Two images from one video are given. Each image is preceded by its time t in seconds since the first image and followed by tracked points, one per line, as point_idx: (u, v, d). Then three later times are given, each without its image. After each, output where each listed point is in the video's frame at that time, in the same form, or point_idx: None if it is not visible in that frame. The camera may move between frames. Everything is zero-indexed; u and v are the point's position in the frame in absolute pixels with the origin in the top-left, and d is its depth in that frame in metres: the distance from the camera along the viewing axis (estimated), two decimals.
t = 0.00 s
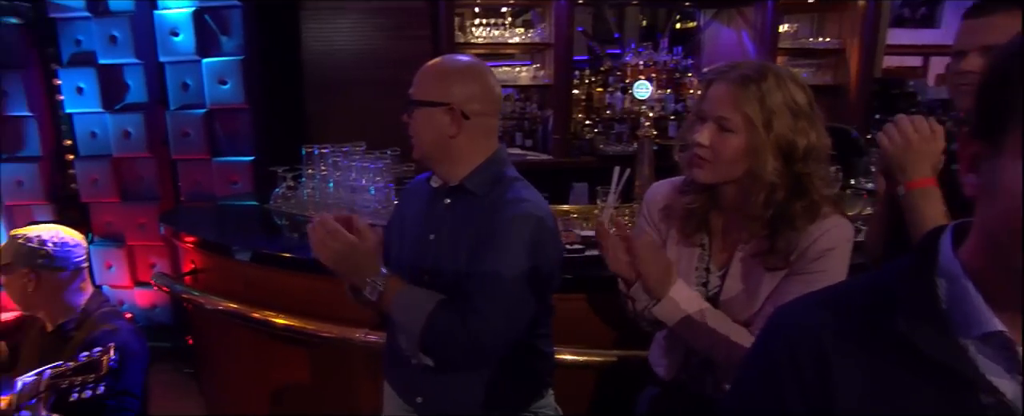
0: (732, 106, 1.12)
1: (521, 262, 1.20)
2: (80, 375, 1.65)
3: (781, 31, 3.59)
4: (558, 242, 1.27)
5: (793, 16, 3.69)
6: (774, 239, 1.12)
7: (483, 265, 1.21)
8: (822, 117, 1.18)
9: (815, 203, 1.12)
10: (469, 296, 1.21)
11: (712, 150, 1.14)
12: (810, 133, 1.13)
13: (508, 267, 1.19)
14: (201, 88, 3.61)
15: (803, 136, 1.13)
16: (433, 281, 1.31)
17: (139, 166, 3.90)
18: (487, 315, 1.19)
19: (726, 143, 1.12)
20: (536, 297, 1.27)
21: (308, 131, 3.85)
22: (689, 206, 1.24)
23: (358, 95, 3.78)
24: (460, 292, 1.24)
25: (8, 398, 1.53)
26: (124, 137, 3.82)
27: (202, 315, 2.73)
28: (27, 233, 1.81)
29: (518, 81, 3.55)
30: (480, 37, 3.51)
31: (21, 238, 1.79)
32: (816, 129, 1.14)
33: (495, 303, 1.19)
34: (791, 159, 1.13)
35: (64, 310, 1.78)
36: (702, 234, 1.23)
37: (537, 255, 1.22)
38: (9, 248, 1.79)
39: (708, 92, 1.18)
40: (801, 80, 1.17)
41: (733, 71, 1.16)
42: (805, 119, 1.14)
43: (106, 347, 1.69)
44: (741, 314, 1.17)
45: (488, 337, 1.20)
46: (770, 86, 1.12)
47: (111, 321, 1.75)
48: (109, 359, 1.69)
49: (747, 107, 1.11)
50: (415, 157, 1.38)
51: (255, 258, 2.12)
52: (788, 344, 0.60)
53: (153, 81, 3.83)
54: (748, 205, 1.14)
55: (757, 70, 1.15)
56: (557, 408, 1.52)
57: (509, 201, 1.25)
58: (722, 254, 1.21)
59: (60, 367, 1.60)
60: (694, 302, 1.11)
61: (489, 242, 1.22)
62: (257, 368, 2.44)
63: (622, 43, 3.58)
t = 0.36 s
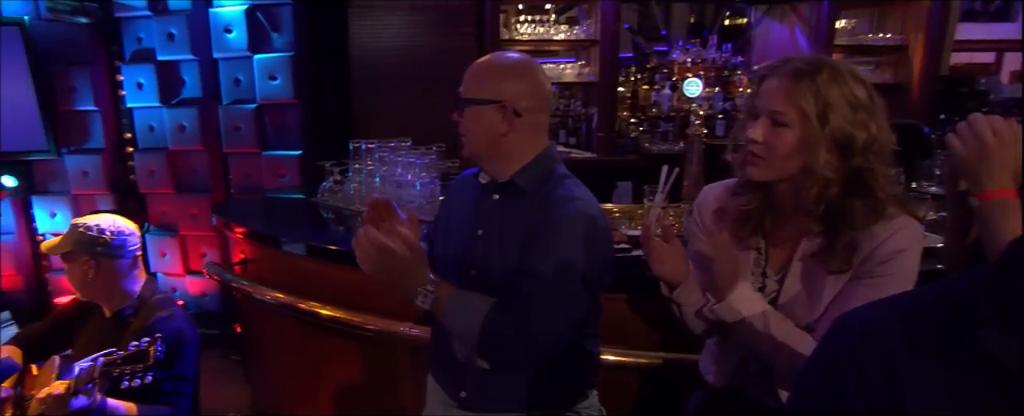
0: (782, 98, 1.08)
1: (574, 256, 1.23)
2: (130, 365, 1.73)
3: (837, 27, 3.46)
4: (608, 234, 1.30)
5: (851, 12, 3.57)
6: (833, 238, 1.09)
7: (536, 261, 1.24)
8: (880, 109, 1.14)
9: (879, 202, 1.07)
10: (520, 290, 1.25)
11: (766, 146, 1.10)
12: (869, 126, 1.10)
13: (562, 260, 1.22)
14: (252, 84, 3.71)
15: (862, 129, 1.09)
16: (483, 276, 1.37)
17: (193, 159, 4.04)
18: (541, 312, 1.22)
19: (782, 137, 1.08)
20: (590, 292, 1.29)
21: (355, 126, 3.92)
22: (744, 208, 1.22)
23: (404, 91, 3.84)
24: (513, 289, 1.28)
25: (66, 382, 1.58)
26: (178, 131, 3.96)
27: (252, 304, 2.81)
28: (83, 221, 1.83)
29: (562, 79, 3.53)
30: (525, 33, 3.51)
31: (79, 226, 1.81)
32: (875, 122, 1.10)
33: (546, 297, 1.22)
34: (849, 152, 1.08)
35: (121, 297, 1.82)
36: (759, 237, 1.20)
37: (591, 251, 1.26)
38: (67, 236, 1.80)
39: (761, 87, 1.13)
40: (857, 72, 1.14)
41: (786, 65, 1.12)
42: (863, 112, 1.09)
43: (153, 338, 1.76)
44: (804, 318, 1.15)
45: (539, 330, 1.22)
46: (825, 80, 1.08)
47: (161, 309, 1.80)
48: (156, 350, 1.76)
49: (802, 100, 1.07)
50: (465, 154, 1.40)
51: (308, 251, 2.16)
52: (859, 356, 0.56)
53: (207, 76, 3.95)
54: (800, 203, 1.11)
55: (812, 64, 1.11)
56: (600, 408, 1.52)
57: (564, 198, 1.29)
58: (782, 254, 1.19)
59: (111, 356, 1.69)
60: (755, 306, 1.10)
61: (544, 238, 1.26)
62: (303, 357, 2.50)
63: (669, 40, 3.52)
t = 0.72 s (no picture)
0: (851, 102, 1.06)
1: (621, 256, 1.21)
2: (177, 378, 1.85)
3: (896, 22, 3.32)
4: (655, 232, 1.29)
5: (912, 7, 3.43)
6: (899, 247, 1.07)
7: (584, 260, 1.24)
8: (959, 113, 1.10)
9: (955, 210, 1.05)
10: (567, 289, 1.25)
11: (830, 149, 1.07)
12: (946, 129, 1.06)
13: (609, 258, 1.21)
14: (298, 79, 3.80)
15: (939, 132, 1.05)
16: (527, 273, 1.38)
17: (240, 153, 4.15)
18: (588, 312, 1.21)
19: (846, 144, 1.05)
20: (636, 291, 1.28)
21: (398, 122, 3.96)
22: (799, 213, 1.20)
23: (446, 87, 3.84)
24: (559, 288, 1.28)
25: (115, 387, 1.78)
26: (227, 125, 4.06)
27: (296, 295, 2.87)
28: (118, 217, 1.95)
29: (605, 76, 3.49)
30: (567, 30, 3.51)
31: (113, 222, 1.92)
32: (953, 126, 1.07)
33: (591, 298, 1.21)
34: (923, 157, 1.06)
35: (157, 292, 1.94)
36: (817, 243, 1.19)
37: (640, 250, 1.25)
38: (102, 232, 1.92)
39: (825, 89, 1.12)
40: (934, 72, 1.10)
41: (854, 65, 1.10)
42: (939, 114, 1.06)
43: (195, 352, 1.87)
44: (862, 328, 1.14)
45: (585, 331, 1.22)
46: (897, 80, 1.05)
47: (200, 306, 1.96)
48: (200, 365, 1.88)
49: (873, 101, 1.04)
50: (512, 146, 1.42)
51: (352, 245, 2.18)
52: (930, 355, 0.54)
53: (254, 72, 4.05)
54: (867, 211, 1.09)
55: (882, 63, 1.08)
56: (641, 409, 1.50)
57: (612, 194, 1.29)
58: (841, 261, 1.18)
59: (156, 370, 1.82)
60: (816, 309, 1.09)
61: (588, 237, 1.25)
62: (345, 348, 2.54)
63: (715, 37, 3.46)
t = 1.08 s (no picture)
0: (945, 94, 0.88)
1: (662, 255, 1.20)
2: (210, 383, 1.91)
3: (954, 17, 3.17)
4: (697, 231, 1.27)
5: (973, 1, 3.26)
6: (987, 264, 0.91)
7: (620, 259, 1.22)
8: None
9: None
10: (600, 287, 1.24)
11: (918, 148, 0.86)
12: None
13: (651, 257, 1.19)
14: (337, 75, 3.86)
15: None
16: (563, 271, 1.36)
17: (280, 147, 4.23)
18: (629, 312, 1.20)
19: (941, 140, 0.85)
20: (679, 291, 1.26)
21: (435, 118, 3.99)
22: (857, 217, 1.12)
23: (483, 82, 3.84)
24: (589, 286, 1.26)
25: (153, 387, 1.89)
26: (268, 119, 4.14)
27: (333, 287, 2.92)
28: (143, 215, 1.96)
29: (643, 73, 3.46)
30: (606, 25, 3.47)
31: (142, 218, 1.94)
32: None
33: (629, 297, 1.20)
34: None
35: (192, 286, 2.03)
36: (877, 246, 1.13)
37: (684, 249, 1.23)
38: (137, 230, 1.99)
39: (904, 83, 0.95)
40: None
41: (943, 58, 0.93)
42: None
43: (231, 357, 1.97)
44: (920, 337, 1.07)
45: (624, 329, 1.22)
46: (1001, 72, 0.83)
47: (233, 301, 2.08)
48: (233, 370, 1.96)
49: (974, 91, 0.83)
50: (561, 141, 1.43)
51: (388, 239, 2.21)
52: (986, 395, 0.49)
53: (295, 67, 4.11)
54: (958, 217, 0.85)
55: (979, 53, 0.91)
56: (681, 412, 1.48)
57: (656, 192, 1.27)
58: (903, 262, 1.11)
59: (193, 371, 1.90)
60: (859, 323, 1.09)
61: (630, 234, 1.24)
62: (381, 342, 2.58)
63: (758, 33, 3.36)
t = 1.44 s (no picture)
0: None
1: (715, 258, 1.17)
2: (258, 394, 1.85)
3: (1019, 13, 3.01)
4: (755, 233, 1.23)
5: None
6: None
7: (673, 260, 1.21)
8: None
9: None
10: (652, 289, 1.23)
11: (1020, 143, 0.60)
12: None
13: (704, 259, 1.18)
14: (379, 70, 3.89)
15: None
16: (613, 269, 1.37)
17: (322, 141, 4.29)
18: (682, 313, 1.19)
19: None
20: (734, 295, 1.24)
21: (475, 113, 4.00)
22: (923, 225, 0.87)
23: (524, 78, 3.84)
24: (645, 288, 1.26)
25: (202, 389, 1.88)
26: (311, 113, 4.21)
27: (373, 280, 2.95)
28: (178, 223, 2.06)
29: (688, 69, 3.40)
30: (649, 22, 3.45)
31: (176, 226, 2.04)
32: None
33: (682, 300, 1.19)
34: None
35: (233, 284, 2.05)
36: (950, 252, 0.87)
37: (739, 252, 1.20)
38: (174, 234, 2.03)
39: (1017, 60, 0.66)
40: None
41: None
42: None
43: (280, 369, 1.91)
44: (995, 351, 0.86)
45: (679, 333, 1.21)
46: None
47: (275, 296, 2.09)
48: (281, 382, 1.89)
49: None
50: (608, 146, 1.44)
51: (429, 233, 2.22)
52: None
53: (338, 62, 4.16)
54: None
55: None
56: None
57: (708, 191, 1.25)
58: (981, 265, 0.85)
59: (243, 378, 1.86)
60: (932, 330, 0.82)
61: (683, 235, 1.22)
62: (419, 336, 2.60)
63: (809, 29, 3.26)
